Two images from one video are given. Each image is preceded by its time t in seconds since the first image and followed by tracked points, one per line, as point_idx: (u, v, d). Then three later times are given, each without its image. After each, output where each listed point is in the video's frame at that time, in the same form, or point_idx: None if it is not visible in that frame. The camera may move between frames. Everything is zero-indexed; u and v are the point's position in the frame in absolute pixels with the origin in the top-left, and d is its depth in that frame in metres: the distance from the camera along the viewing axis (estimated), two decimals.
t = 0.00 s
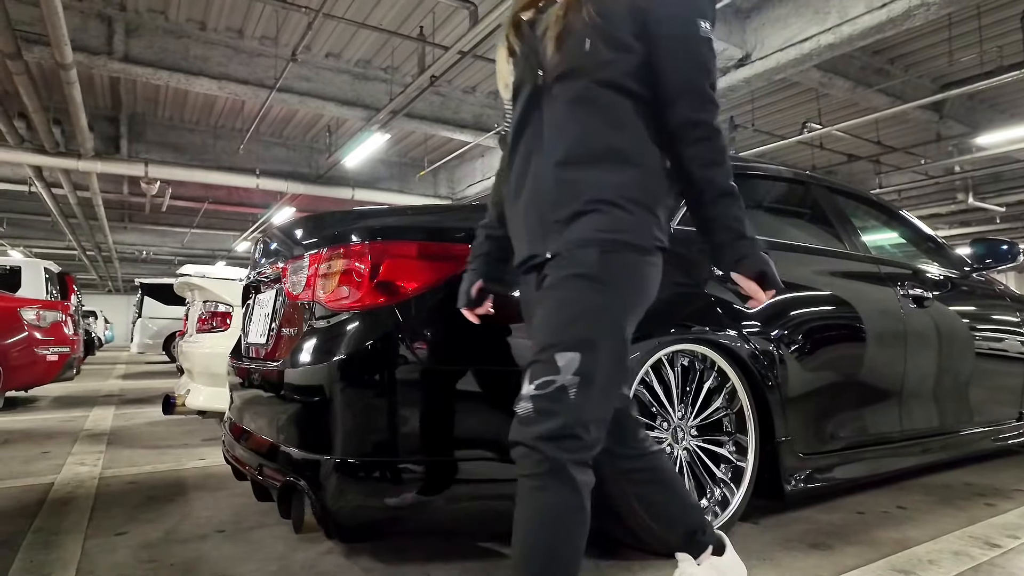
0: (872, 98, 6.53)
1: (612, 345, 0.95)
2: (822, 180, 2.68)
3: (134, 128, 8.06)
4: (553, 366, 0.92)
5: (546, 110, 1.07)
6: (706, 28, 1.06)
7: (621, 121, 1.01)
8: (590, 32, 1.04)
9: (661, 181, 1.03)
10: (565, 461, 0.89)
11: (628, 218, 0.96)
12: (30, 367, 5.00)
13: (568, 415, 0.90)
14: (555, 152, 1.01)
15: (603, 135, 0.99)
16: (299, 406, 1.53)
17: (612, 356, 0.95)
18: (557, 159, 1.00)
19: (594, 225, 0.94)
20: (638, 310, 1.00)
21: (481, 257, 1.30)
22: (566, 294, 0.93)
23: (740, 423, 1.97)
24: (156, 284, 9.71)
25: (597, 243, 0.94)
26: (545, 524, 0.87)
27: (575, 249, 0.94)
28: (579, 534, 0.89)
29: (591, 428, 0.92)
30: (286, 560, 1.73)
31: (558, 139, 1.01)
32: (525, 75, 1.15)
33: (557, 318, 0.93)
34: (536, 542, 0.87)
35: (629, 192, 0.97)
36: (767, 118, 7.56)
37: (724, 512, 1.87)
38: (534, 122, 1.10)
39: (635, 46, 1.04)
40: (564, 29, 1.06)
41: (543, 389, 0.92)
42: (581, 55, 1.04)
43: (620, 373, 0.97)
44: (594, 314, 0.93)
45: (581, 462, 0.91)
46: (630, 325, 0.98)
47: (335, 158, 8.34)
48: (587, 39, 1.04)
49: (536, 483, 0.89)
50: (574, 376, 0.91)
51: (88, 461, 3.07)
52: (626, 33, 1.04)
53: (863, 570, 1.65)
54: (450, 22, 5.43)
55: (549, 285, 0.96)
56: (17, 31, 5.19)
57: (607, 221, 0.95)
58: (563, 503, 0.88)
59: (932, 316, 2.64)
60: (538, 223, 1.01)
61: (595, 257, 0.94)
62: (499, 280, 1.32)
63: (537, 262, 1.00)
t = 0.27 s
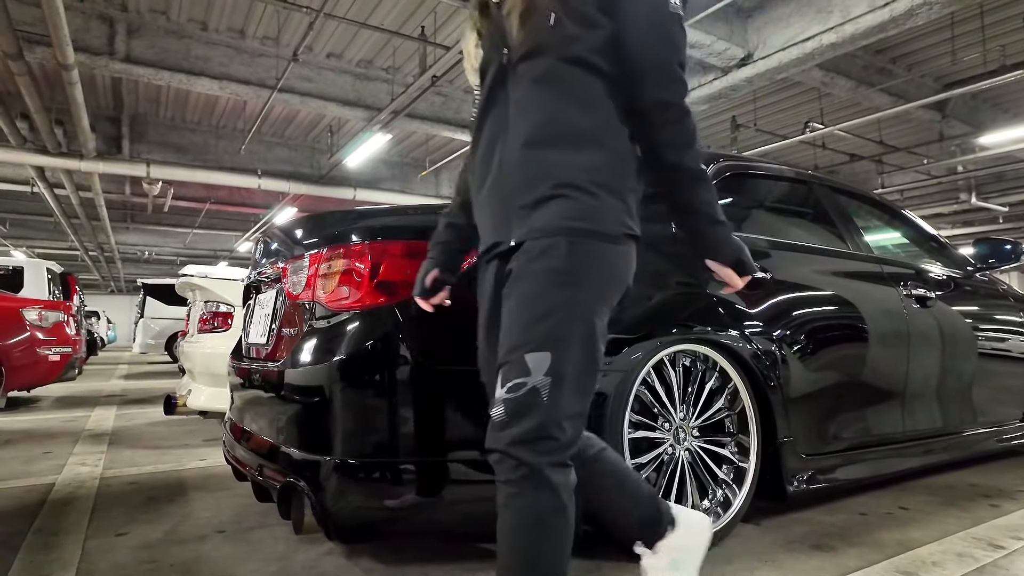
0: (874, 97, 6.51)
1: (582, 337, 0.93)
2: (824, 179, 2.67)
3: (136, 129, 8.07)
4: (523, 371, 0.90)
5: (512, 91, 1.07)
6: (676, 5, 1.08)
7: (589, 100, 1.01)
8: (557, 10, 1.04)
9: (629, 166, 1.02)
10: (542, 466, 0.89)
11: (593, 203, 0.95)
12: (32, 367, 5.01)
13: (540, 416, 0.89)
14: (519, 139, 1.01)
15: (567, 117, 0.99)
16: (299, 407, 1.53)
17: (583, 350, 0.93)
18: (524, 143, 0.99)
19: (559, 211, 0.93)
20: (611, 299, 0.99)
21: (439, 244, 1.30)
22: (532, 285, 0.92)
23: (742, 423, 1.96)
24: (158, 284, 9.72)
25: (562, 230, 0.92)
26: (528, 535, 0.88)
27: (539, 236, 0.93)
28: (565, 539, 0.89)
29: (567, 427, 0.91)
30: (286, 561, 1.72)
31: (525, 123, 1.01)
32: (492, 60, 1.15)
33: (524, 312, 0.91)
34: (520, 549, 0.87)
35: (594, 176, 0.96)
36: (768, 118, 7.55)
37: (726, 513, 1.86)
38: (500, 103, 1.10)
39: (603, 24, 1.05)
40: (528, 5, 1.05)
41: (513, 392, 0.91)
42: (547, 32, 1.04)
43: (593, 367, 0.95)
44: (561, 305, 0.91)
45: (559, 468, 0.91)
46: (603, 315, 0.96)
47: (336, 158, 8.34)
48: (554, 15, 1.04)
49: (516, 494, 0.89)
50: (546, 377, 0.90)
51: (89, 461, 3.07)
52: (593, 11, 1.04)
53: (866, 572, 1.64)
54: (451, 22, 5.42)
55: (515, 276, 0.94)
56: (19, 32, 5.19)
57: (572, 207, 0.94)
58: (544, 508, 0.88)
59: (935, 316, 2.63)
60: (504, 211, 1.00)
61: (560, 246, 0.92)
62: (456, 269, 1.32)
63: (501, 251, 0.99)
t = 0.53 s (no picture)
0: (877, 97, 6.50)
1: (556, 330, 0.92)
2: (827, 178, 2.67)
3: (139, 129, 8.10)
4: (498, 370, 0.90)
5: (478, 79, 1.08)
6: None
7: (556, 88, 1.01)
8: None
9: (598, 154, 1.01)
10: (524, 466, 0.89)
11: (561, 192, 0.94)
12: (36, 367, 5.03)
13: (517, 414, 0.89)
14: (488, 129, 1.01)
15: (533, 105, 0.99)
16: (301, 405, 1.53)
17: (558, 345, 0.93)
18: (492, 131, 1.00)
19: (526, 202, 0.93)
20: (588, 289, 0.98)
21: (398, 235, 1.36)
22: (502, 278, 0.91)
23: (745, 422, 1.95)
24: (161, 285, 9.74)
25: (530, 220, 0.92)
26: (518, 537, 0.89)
27: (506, 228, 0.92)
28: (556, 537, 0.91)
29: (550, 424, 0.91)
30: (287, 560, 1.72)
31: (491, 111, 1.02)
32: (459, 49, 1.22)
33: (497, 307, 0.91)
34: (511, 549, 0.89)
35: (561, 164, 0.95)
36: (771, 117, 7.53)
37: (729, 512, 1.85)
38: (467, 90, 1.12)
39: (569, 8, 1.05)
40: None
41: (490, 391, 0.90)
42: (512, 19, 1.06)
43: (571, 361, 0.95)
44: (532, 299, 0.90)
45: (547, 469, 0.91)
46: (579, 306, 0.96)
47: (339, 158, 8.35)
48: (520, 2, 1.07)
49: (501, 495, 0.90)
50: (523, 374, 0.90)
51: (92, 461, 3.08)
52: None
53: (869, 571, 1.64)
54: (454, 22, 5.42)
55: (485, 269, 0.94)
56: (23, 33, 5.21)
57: (539, 197, 0.93)
58: (530, 507, 0.89)
59: (939, 315, 2.62)
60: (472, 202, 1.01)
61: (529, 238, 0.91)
62: (413, 262, 1.38)
63: (469, 243, 1.00)
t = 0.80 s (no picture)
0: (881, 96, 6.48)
1: (535, 326, 0.92)
2: (831, 176, 2.66)
3: (143, 130, 8.12)
4: (480, 370, 0.90)
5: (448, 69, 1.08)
6: None
7: (524, 77, 1.00)
8: None
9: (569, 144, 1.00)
10: (514, 466, 0.89)
11: (533, 184, 0.95)
12: (41, 367, 5.04)
13: (503, 413, 0.89)
14: (460, 125, 1.01)
15: (504, 97, 0.99)
16: (302, 404, 1.53)
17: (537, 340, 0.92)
18: (463, 124, 1.00)
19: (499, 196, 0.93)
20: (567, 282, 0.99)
21: (365, 228, 1.36)
22: (479, 274, 0.91)
23: (748, 420, 1.94)
24: (165, 285, 9.77)
25: (504, 214, 0.92)
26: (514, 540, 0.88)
27: (480, 223, 0.93)
28: (550, 535, 0.90)
29: (535, 422, 0.91)
30: (289, 558, 1.72)
31: (462, 104, 1.02)
32: (430, 38, 1.19)
33: (473, 307, 0.91)
34: (506, 551, 0.87)
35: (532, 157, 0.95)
36: (775, 116, 7.51)
37: (731, 511, 1.85)
38: (439, 79, 1.12)
39: None
40: None
41: (473, 391, 0.90)
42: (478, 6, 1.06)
43: (554, 355, 0.95)
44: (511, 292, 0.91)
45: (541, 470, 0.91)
46: (559, 300, 0.96)
47: (342, 158, 8.36)
48: None
49: (493, 498, 0.89)
50: (505, 374, 0.89)
51: (96, 459, 3.09)
52: None
53: (873, 571, 1.63)
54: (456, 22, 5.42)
55: (461, 267, 0.94)
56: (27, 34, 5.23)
57: (515, 189, 0.94)
58: (522, 508, 0.88)
59: (944, 314, 2.60)
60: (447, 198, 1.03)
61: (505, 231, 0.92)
62: (380, 254, 1.37)
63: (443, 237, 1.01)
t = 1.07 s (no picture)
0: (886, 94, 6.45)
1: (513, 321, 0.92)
2: (835, 175, 2.65)
3: (148, 131, 8.15)
4: (458, 369, 0.90)
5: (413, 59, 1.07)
6: None
7: (483, 65, 1.00)
8: None
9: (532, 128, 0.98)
10: (500, 465, 0.89)
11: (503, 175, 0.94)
12: (46, 366, 5.05)
13: (484, 411, 0.89)
14: (426, 122, 1.01)
15: (470, 88, 0.99)
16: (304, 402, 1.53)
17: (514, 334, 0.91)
18: (430, 116, 1.00)
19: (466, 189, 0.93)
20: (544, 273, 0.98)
21: (333, 222, 1.38)
22: (450, 270, 0.91)
23: (751, 419, 1.93)
24: (170, 285, 9.80)
25: (474, 208, 0.92)
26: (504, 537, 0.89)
27: (449, 217, 0.93)
28: (541, 532, 0.91)
29: (518, 418, 0.91)
30: (290, 556, 1.72)
31: (428, 95, 1.02)
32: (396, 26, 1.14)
33: (448, 304, 0.91)
34: (497, 549, 0.88)
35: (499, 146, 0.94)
36: (779, 115, 7.49)
37: (734, 510, 1.84)
38: (404, 69, 1.11)
39: None
40: None
41: (453, 390, 0.90)
42: None
43: (534, 348, 0.94)
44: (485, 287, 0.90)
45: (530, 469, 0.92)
46: (536, 291, 0.96)
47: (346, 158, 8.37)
48: None
49: (481, 497, 0.89)
50: (485, 372, 0.89)
51: (99, 458, 3.10)
52: None
53: (877, 570, 1.62)
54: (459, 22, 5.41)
55: (433, 265, 0.94)
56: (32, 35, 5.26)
57: (483, 180, 0.95)
58: (510, 505, 0.89)
59: (949, 313, 2.59)
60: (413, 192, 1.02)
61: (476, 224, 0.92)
62: (347, 250, 1.38)
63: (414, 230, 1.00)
